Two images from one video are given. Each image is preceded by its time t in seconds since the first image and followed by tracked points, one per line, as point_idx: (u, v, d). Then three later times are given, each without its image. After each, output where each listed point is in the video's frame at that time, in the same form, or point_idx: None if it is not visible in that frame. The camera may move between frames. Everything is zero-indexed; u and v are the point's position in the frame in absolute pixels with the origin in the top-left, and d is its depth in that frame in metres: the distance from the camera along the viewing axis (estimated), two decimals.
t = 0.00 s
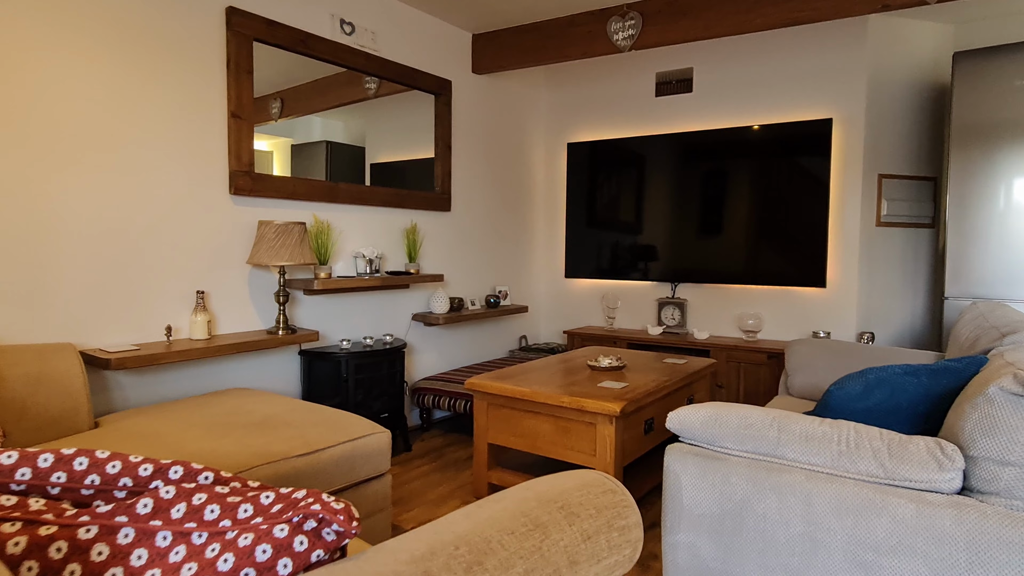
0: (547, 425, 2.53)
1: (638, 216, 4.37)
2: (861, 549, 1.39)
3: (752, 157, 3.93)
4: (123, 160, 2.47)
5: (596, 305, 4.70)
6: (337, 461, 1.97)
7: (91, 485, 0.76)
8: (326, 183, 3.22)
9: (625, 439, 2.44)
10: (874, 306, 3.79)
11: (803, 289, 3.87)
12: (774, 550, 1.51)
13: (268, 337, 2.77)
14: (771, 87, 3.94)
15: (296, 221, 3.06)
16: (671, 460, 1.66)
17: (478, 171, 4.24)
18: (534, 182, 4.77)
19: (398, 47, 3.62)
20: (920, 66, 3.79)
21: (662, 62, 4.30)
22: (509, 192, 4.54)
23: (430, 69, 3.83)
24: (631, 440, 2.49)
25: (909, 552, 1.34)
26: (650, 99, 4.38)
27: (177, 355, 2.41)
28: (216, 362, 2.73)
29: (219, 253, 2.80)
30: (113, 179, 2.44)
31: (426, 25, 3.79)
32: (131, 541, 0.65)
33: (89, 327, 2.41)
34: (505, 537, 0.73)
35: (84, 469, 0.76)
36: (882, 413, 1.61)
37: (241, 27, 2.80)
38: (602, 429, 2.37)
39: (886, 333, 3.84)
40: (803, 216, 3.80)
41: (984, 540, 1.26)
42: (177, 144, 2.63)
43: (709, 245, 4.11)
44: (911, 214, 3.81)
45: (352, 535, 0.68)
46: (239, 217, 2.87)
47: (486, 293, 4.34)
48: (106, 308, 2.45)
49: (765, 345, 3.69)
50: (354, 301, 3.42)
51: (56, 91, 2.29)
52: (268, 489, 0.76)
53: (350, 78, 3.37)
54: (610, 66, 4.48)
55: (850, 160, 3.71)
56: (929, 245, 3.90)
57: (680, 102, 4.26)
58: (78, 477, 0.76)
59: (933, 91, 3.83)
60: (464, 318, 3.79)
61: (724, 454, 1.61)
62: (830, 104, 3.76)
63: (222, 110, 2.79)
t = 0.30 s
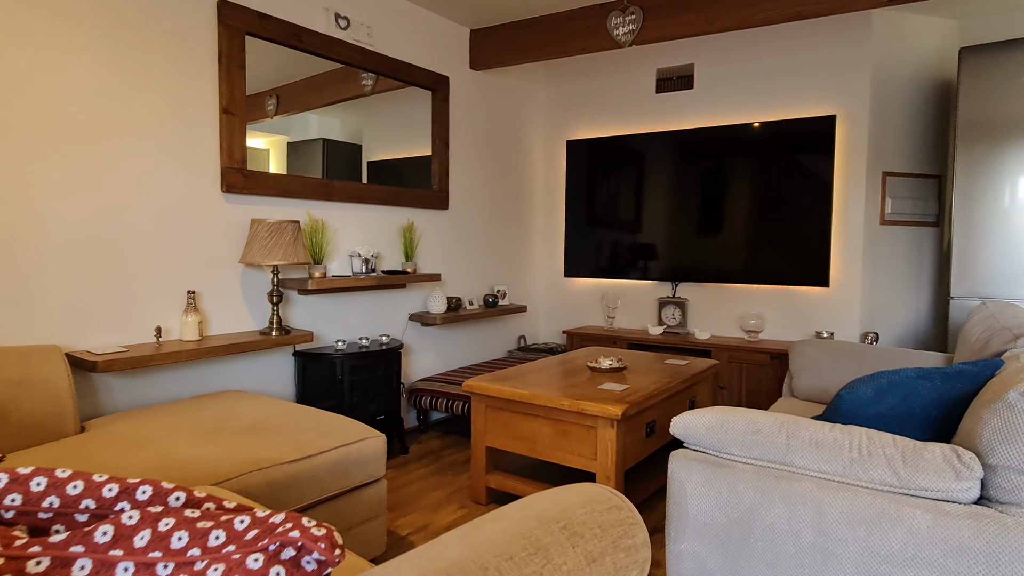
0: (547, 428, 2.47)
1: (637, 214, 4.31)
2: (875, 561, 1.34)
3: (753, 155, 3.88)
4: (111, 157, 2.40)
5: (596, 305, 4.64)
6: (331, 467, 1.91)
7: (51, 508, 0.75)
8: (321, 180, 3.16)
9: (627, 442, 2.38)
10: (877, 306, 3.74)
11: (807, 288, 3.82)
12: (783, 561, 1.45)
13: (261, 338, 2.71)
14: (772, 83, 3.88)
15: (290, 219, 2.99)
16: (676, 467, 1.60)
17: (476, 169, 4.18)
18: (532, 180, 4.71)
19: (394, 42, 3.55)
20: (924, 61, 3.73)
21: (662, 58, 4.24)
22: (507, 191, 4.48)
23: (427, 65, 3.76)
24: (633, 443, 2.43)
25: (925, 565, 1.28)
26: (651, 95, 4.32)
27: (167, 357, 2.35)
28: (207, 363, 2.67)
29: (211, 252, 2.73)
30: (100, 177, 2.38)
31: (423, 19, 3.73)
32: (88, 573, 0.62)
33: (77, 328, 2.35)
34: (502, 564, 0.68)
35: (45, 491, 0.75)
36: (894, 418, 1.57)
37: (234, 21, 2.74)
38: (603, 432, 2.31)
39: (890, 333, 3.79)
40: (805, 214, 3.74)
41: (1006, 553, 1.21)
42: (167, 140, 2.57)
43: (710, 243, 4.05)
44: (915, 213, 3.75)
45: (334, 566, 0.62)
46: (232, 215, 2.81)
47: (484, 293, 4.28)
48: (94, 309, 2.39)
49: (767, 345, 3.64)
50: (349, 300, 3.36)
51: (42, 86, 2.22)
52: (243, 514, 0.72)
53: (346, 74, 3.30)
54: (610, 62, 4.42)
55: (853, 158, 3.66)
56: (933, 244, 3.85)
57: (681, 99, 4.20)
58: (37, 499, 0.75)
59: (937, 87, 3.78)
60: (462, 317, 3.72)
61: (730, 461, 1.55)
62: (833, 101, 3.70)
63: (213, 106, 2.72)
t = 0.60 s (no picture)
0: (547, 432, 2.41)
1: (637, 213, 4.25)
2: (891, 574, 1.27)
3: (755, 152, 3.81)
4: (98, 154, 2.34)
5: (596, 304, 4.58)
6: (325, 473, 1.85)
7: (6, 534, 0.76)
8: (315, 177, 3.09)
9: (629, 446, 2.32)
10: (882, 305, 3.68)
11: (810, 288, 3.76)
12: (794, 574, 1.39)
13: (254, 339, 2.64)
14: (775, 79, 3.82)
15: (284, 217, 2.93)
16: (681, 475, 1.55)
17: (474, 166, 4.11)
18: (531, 178, 4.65)
19: (390, 37, 3.48)
20: (930, 57, 3.67)
21: (663, 53, 4.17)
22: (506, 189, 4.42)
23: (424, 60, 3.69)
24: (635, 447, 2.37)
25: None
26: (652, 92, 4.25)
27: (155, 359, 2.28)
28: (198, 365, 2.61)
29: (202, 251, 2.67)
30: (87, 174, 2.31)
31: (420, 14, 3.66)
32: None
33: (62, 329, 2.28)
34: None
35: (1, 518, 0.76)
36: (907, 423, 1.51)
37: (225, 13, 2.66)
38: (604, 436, 2.25)
39: (894, 333, 3.73)
40: (808, 212, 3.68)
41: None
42: (157, 136, 2.50)
43: (711, 242, 3.99)
44: (920, 211, 3.69)
45: None
46: (224, 213, 2.74)
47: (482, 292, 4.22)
48: (80, 310, 2.32)
49: (770, 346, 3.58)
50: (345, 300, 3.29)
51: (25, 79, 2.15)
52: (205, 544, 0.77)
53: (341, 69, 3.23)
54: (610, 58, 4.36)
55: (857, 155, 3.60)
56: (938, 243, 3.79)
57: (682, 96, 4.13)
58: None
59: (943, 83, 3.72)
60: (460, 317, 3.66)
61: (738, 469, 1.49)
62: (837, 97, 3.64)
63: (204, 101, 2.65)
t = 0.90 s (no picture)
0: (548, 435, 2.34)
1: (637, 211, 4.19)
2: None
3: (758, 149, 3.75)
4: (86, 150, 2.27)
5: (596, 304, 4.52)
6: (318, 480, 1.79)
7: None
8: (310, 174, 3.02)
9: (632, 450, 2.25)
10: (887, 304, 3.62)
11: (814, 287, 3.69)
12: None
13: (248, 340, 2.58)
14: (778, 75, 3.76)
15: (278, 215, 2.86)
16: (689, 483, 1.49)
17: (472, 163, 4.04)
18: (530, 176, 4.58)
19: (387, 31, 3.40)
20: (936, 52, 3.61)
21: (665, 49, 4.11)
22: (505, 186, 4.35)
23: (422, 55, 3.62)
24: (638, 450, 2.30)
25: None
26: (653, 88, 4.19)
27: (144, 362, 2.22)
28: (190, 367, 2.54)
29: (194, 250, 2.60)
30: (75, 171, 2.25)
31: (418, 8, 3.59)
32: None
33: (48, 331, 2.21)
34: None
35: None
36: (925, 430, 1.44)
37: (217, 5, 2.59)
38: (607, 440, 2.18)
39: (899, 333, 3.67)
40: (813, 210, 3.62)
41: None
42: (147, 132, 2.43)
43: (713, 240, 3.93)
44: (926, 208, 3.63)
45: None
46: (216, 211, 2.67)
47: (481, 292, 4.15)
48: (65, 311, 2.25)
49: (773, 346, 3.52)
50: (341, 300, 3.23)
51: (10, 73, 2.08)
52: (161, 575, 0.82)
53: (336, 63, 3.16)
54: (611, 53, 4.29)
55: (862, 153, 3.54)
56: (944, 241, 3.73)
57: (683, 92, 4.07)
58: None
59: (949, 79, 3.66)
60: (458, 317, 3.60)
61: (748, 477, 1.43)
62: (842, 93, 3.58)
63: (195, 95, 2.58)
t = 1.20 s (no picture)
0: (549, 438, 2.28)
1: (637, 208, 4.13)
2: None
3: (761, 145, 3.68)
4: (73, 145, 2.20)
5: (596, 302, 4.46)
6: (311, 486, 1.72)
7: None
8: (305, 170, 2.95)
9: (635, 453, 2.19)
10: (892, 303, 3.57)
11: (819, 285, 3.64)
12: None
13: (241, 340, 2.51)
14: (782, 70, 3.69)
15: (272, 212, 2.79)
16: (698, 490, 1.43)
17: (470, 159, 3.98)
18: (529, 173, 4.51)
19: (384, 24, 3.33)
20: (942, 46, 3.55)
21: (666, 43, 4.04)
22: (503, 183, 4.28)
23: (419, 49, 3.55)
24: (642, 453, 2.24)
25: None
26: (654, 83, 4.13)
27: (133, 363, 2.15)
28: (181, 367, 2.48)
29: (185, 248, 2.53)
30: (61, 166, 2.18)
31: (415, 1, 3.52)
32: None
33: (33, 331, 2.14)
34: None
35: None
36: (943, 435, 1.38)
37: None
38: (610, 443, 2.12)
39: (904, 332, 3.62)
40: (817, 207, 3.55)
41: None
42: (137, 126, 2.36)
43: (715, 238, 3.86)
44: (932, 205, 3.57)
45: None
46: (208, 208, 2.60)
47: (479, 290, 4.09)
48: (51, 311, 2.18)
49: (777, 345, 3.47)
50: (337, 299, 3.16)
51: None
52: None
53: (332, 57, 3.09)
54: (611, 48, 4.23)
55: (867, 149, 3.48)
56: (949, 239, 3.67)
57: (685, 87, 4.01)
58: None
59: (955, 74, 3.60)
60: (457, 316, 3.54)
61: (760, 485, 1.38)
62: (847, 88, 3.51)
63: (186, 89, 2.51)
